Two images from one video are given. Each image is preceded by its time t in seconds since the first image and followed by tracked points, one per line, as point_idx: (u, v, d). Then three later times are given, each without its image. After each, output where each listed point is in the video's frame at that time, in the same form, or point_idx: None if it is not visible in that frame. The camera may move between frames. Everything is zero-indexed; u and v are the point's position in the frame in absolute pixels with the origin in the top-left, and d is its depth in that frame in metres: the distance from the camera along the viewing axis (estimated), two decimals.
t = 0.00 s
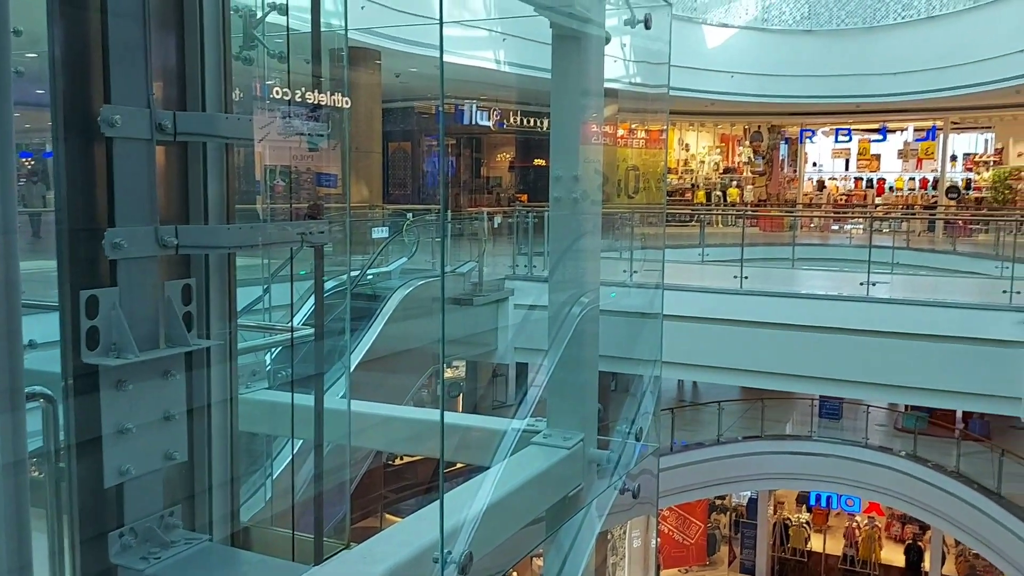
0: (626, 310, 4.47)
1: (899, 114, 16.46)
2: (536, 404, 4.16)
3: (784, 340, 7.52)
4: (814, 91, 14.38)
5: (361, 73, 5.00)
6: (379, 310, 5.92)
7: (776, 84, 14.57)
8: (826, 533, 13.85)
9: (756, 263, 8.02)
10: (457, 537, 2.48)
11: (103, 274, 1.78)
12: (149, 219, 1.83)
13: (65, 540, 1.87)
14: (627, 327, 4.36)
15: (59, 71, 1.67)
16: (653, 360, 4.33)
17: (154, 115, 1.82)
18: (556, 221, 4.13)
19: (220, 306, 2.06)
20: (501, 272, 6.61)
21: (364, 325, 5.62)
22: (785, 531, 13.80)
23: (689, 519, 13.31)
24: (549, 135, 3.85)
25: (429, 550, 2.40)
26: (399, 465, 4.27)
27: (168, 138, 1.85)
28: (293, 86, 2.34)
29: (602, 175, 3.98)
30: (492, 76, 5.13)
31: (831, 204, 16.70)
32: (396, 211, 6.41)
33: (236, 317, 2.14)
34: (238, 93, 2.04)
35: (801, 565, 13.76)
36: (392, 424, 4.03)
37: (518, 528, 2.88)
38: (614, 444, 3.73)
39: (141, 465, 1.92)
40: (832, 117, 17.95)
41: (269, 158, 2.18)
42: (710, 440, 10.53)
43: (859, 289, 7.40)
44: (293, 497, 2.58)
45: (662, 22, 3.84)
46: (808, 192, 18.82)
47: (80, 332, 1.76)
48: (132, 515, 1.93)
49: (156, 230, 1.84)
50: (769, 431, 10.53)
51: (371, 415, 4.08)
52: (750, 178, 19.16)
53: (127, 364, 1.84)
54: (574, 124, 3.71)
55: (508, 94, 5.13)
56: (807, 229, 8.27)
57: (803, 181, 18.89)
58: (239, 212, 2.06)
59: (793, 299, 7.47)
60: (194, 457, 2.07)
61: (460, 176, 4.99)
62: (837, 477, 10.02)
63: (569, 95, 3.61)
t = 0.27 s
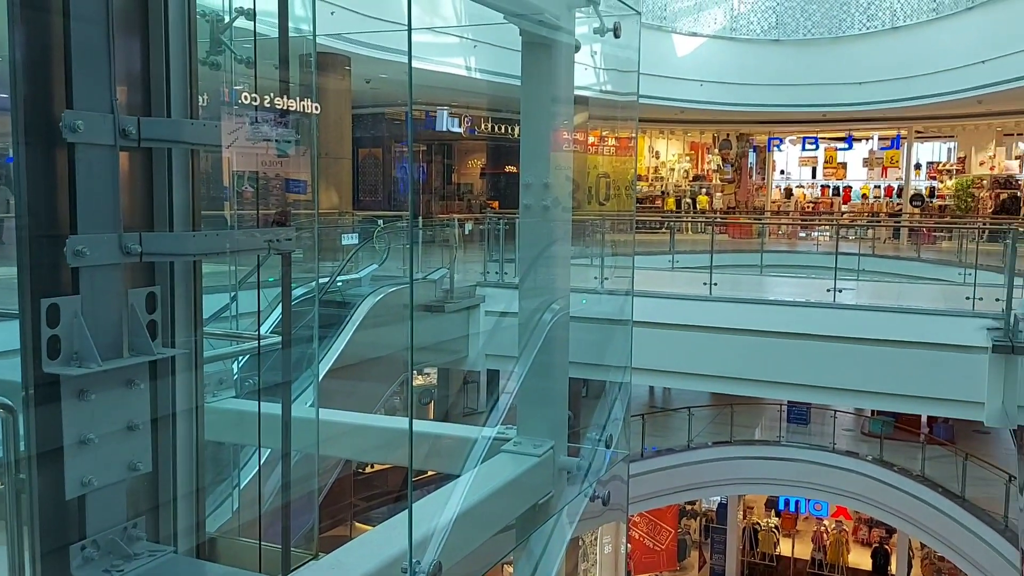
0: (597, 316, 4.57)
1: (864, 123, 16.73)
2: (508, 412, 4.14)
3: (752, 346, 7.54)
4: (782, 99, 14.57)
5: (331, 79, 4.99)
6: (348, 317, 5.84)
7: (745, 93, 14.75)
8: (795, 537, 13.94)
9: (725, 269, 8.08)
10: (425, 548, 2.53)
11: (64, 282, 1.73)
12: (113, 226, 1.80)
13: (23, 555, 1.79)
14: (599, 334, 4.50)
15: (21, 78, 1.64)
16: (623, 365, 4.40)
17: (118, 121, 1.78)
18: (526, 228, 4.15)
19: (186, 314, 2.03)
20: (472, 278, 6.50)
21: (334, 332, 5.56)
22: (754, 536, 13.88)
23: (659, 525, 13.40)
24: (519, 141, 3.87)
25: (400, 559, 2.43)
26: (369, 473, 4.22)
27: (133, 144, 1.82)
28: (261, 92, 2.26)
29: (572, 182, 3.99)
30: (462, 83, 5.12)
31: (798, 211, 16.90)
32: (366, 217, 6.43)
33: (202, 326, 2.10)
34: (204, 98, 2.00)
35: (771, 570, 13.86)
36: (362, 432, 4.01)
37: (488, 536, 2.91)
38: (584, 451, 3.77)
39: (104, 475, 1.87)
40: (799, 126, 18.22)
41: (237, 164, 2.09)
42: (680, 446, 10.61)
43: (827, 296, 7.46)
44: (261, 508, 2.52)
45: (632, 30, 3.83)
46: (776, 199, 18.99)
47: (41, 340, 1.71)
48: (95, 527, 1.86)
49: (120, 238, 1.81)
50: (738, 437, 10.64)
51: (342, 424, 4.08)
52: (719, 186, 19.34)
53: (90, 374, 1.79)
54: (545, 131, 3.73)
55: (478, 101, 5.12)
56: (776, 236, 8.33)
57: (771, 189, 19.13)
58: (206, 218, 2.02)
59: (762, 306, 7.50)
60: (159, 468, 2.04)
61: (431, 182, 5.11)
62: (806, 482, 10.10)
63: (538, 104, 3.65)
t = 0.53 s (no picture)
0: (587, 321, 4.55)
1: (851, 130, 16.83)
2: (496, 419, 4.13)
3: (740, 351, 7.52)
4: (770, 106, 14.64)
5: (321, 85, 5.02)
6: (336, 323, 5.78)
7: (733, 99, 14.82)
8: (784, 543, 13.99)
9: (713, 275, 8.02)
10: (412, 555, 2.56)
11: (50, 288, 1.73)
12: (99, 232, 1.79)
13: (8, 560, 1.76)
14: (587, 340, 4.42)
15: (6, 83, 1.63)
16: (612, 370, 4.33)
17: (104, 127, 1.78)
18: (516, 234, 4.16)
19: (172, 320, 2.00)
20: (461, 284, 6.53)
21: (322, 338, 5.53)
22: (742, 542, 13.88)
23: (648, 531, 13.42)
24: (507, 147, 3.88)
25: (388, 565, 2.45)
26: (358, 479, 4.18)
27: (119, 150, 1.82)
28: (248, 97, 2.15)
29: (561, 188, 4.03)
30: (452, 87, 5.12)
31: (785, 218, 16.94)
32: (353, 223, 6.46)
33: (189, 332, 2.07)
34: (191, 104, 2.00)
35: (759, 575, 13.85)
36: (352, 437, 4.02)
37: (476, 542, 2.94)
38: (573, 457, 3.83)
39: (89, 483, 1.85)
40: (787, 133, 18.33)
41: (225, 170, 2.06)
42: (669, 452, 10.62)
43: (814, 302, 7.46)
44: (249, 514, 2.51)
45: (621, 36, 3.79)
46: (763, 205, 19.13)
47: (26, 347, 1.69)
48: (79, 535, 1.85)
49: (106, 244, 1.80)
50: (727, 442, 10.68)
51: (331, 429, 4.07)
52: (707, 192, 19.42)
53: (75, 381, 1.77)
54: (535, 137, 3.75)
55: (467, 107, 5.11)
56: (763, 242, 8.61)
57: (759, 195, 19.23)
58: (194, 224, 2.01)
59: (749, 311, 7.47)
60: (145, 475, 2.01)
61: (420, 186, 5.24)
62: (794, 487, 10.13)
63: (526, 110, 3.67)
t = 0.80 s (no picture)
0: (577, 328, 4.61)
1: (839, 138, 16.94)
2: (487, 426, 4.10)
3: (730, 357, 7.52)
4: (758, 114, 14.72)
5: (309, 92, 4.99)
6: (326, 329, 5.75)
7: (722, 108, 14.90)
8: (773, 549, 14.03)
9: (702, 283, 8.04)
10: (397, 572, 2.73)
11: (35, 297, 1.71)
12: (85, 240, 1.77)
13: None
14: (578, 348, 4.48)
15: None
16: (602, 378, 4.41)
17: (91, 134, 1.77)
18: (504, 242, 4.13)
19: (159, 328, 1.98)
20: (451, 292, 6.51)
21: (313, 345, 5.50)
22: (733, 548, 13.93)
23: (639, 538, 13.18)
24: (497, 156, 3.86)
25: None
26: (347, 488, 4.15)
27: (106, 157, 1.80)
28: (238, 105, 2.14)
29: (551, 196, 4.01)
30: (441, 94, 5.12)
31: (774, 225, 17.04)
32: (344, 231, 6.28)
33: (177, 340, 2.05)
34: (179, 110, 1.97)
35: None
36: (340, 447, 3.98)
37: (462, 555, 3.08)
38: (563, 465, 3.80)
39: (74, 493, 1.82)
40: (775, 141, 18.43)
41: (214, 177, 2.03)
42: (659, 459, 10.61)
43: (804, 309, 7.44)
44: (237, 523, 2.46)
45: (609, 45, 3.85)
46: (753, 213, 19.20)
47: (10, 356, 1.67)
48: (65, 545, 1.82)
49: (92, 252, 1.78)
50: (717, 449, 10.69)
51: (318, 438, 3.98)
52: (697, 200, 19.48)
53: (61, 390, 1.76)
54: (524, 144, 3.73)
55: (457, 114, 5.09)
56: (753, 249, 8.53)
57: (748, 203, 19.32)
58: (182, 231, 1.99)
59: (739, 319, 7.48)
60: (131, 484, 1.99)
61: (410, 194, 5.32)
62: (783, 494, 10.13)
63: (516, 116, 3.66)
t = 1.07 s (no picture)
0: (571, 333, 4.61)
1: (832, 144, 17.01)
2: (483, 432, 4.07)
3: (723, 362, 7.49)
4: (751, 119, 14.77)
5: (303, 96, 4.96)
6: (319, 335, 5.72)
7: (715, 113, 14.95)
8: (767, 554, 13.85)
9: (697, 288, 8.07)
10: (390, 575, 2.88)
11: (27, 303, 1.69)
12: (77, 245, 1.76)
13: None
14: (571, 354, 4.44)
15: None
16: (597, 383, 4.39)
17: (84, 140, 1.76)
18: (498, 247, 4.11)
19: (151, 333, 1.98)
20: (444, 297, 6.47)
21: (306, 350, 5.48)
22: (727, 553, 13.85)
23: (632, 543, 13.23)
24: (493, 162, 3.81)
25: None
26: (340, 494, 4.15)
27: (98, 163, 1.80)
28: (231, 110, 2.17)
29: (545, 201, 4.00)
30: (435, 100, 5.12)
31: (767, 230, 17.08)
32: (338, 236, 6.36)
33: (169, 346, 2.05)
34: (173, 115, 1.98)
35: None
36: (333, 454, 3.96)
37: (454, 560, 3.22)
38: (557, 471, 3.87)
39: (66, 499, 1.80)
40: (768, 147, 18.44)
41: (207, 182, 2.03)
42: (653, 464, 10.58)
43: (796, 314, 7.45)
44: (230, 529, 2.48)
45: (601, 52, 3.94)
46: (746, 218, 19.18)
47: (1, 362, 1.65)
48: (57, 553, 1.80)
49: (85, 257, 1.78)
50: (711, 454, 10.69)
51: (311, 444, 3.96)
52: (690, 205, 19.51)
53: (53, 396, 1.74)
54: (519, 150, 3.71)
55: (450, 120, 5.06)
56: (746, 254, 8.54)
57: (741, 208, 19.31)
58: (175, 238, 1.99)
59: (733, 322, 7.47)
60: (124, 491, 1.98)
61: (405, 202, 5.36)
62: (777, 499, 10.13)
63: (510, 120, 3.63)
